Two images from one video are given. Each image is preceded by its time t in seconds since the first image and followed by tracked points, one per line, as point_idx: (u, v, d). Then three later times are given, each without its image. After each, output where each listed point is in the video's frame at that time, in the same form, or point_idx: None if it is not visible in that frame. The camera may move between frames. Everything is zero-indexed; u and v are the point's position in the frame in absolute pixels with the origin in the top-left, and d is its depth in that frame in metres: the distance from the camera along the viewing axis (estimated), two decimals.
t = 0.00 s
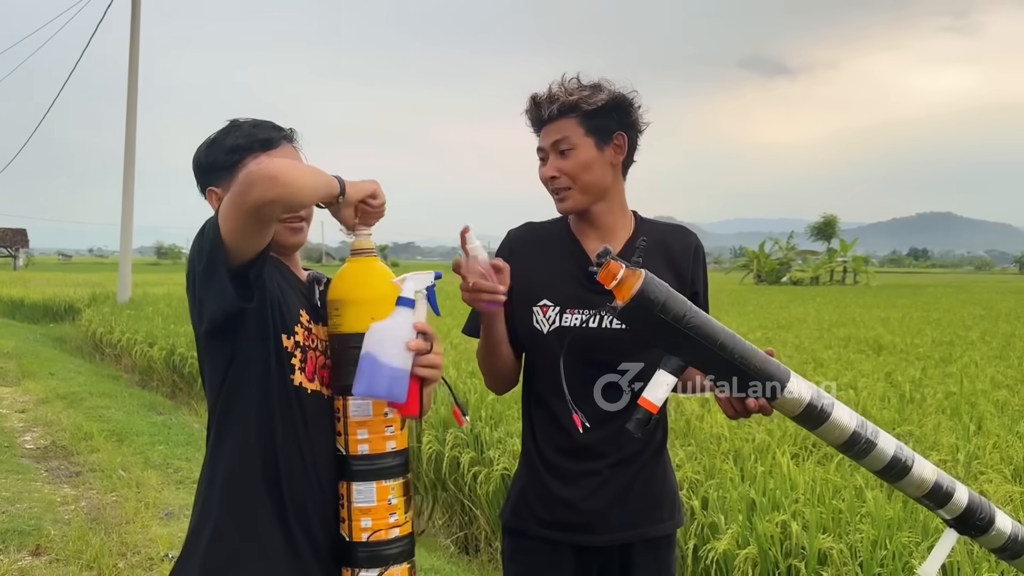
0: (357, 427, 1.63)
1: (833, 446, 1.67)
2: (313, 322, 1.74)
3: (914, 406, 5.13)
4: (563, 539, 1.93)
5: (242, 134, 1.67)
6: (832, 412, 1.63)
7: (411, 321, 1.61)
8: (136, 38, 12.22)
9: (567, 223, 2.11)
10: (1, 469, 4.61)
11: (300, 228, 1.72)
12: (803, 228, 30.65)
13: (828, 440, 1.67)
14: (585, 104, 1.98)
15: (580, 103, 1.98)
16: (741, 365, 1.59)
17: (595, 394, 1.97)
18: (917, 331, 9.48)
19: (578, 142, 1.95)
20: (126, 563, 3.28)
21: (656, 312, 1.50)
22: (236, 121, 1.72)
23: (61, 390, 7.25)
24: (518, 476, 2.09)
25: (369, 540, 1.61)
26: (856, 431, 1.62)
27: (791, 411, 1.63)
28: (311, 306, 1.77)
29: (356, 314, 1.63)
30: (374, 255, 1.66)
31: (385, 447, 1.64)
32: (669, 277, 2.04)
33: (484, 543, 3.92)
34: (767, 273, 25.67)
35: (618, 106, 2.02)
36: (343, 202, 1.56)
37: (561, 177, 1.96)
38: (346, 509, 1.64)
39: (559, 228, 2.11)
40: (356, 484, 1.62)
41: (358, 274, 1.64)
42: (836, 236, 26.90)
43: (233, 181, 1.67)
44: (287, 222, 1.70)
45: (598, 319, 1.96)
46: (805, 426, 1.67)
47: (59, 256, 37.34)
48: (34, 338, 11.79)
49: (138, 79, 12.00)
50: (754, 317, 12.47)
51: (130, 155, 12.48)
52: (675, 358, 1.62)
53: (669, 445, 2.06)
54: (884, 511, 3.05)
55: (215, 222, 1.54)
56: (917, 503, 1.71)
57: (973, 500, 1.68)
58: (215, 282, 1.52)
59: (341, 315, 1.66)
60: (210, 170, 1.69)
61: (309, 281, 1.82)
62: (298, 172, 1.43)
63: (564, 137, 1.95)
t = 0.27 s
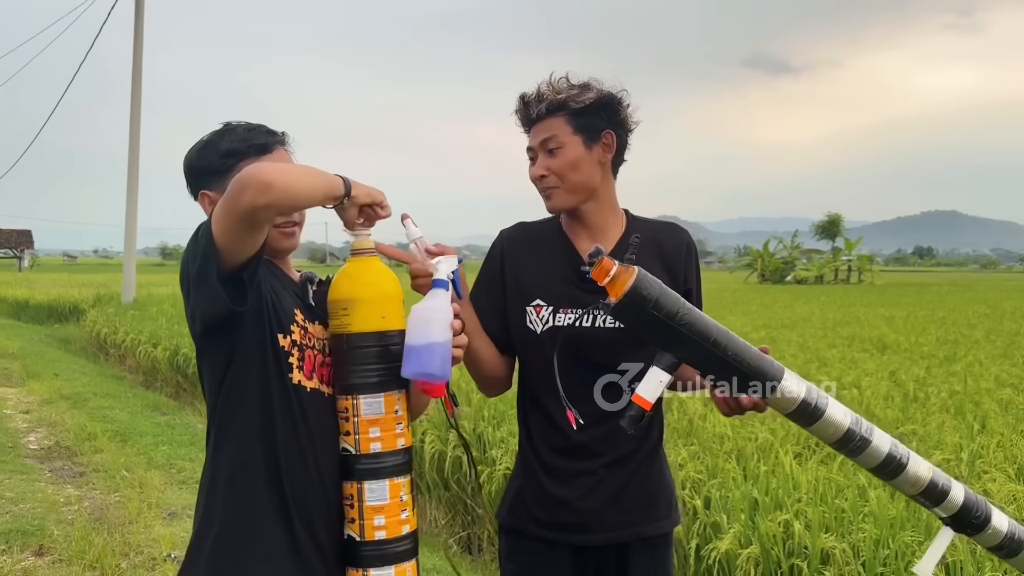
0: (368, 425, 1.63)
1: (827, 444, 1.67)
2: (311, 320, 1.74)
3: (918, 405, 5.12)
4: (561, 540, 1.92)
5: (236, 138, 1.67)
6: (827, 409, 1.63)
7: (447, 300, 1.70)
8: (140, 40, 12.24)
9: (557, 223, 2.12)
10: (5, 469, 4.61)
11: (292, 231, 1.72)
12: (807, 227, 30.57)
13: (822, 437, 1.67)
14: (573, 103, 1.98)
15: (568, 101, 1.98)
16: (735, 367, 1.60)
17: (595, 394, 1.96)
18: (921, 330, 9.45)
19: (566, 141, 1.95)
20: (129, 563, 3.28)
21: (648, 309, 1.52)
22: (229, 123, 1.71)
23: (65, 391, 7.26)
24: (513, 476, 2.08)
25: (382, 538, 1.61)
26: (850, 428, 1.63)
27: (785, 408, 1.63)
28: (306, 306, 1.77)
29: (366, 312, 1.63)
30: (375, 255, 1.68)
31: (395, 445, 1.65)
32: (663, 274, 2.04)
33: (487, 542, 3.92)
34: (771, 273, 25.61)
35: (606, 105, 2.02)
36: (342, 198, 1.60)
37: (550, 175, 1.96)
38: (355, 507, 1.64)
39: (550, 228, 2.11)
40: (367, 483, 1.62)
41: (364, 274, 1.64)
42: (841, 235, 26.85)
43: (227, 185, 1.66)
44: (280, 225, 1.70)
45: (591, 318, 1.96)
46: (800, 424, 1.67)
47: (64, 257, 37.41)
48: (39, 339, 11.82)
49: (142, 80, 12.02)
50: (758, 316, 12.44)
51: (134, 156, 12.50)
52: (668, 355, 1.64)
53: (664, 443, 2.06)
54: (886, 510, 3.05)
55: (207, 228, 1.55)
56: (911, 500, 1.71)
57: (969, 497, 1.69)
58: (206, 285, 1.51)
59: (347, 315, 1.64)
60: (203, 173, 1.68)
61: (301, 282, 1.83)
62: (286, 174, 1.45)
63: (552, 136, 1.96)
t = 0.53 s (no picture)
0: (363, 428, 1.63)
1: (820, 447, 1.66)
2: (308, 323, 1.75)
3: (925, 405, 5.10)
4: (558, 540, 1.92)
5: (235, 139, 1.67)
6: (819, 412, 1.62)
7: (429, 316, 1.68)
8: (147, 41, 12.28)
9: (554, 224, 2.11)
10: (13, 470, 4.63)
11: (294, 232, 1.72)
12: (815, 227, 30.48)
13: (815, 441, 1.66)
14: (568, 104, 1.97)
15: (563, 103, 1.97)
16: (731, 368, 1.59)
17: (595, 394, 1.95)
18: (929, 329, 9.41)
19: (560, 143, 1.94)
20: (134, 564, 3.29)
21: (640, 312, 1.51)
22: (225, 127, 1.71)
23: (73, 392, 7.29)
24: (512, 476, 2.08)
25: (378, 541, 1.61)
26: (844, 432, 1.62)
27: (778, 411, 1.63)
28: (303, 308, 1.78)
29: (361, 316, 1.64)
30: (366, 257, 1.67)
31: (390, 448, 1.65)
32: (658, 275, 2.03)
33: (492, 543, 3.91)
34: (779, 272, 25.54)
35: (601, 107, 2.02)
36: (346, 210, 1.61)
37: (544, 177, 1.96)
38: (350, 511, 1.63)
39: (546, 229, 2.11)
40: (362, 486, 1.62)
41: (360, 276, 1.65)
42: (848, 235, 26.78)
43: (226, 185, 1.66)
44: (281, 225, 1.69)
45: (586, 320, 1.95)
46: (794, 426, 1.66)
47: (72, 258, 37.54)
48: (47, 340, 11.88)
49: (150, 82, 12.06)
50: (766, 315, 12.40)
51: (141, 157, 12.54)
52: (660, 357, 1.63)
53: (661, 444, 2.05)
54: (892, 511, 3.04)
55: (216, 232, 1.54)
56: (907, 505, 1.70)
57: (965, 502, 1.68)
58: (213, 289, 1.51)
59: (341, 318, 1.65)
60: (199, 176, 1.68)
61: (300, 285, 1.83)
62: (296, 188, 1.45)
63: (546, 139, 1.95)
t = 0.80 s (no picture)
0: (357, 431, 1.64)
1: (822, 449, 1.66)
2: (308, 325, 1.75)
3: (936, 406, 5.07)
4: (560, 541, 1.92)
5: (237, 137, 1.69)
6: (822, 415, 1.61)
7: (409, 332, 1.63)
8: (158, 42, 12.33)
9: (554, 225, 2.11)
10: (24, 470, 4.66)
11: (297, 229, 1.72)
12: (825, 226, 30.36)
13: (817, 443, 1.65)
14: (566, 106, 1.97)
15: (561, 104, 1.97)
16: (732, 367, 1.59)
17: (595, 395, 1.95)
18: (940, 329, 9.36)
19: (558, 145, 1.94)
20: (143, 564, 3.30)
21: (641, 311, 1.51)
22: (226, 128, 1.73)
23: (83, 392, 7.33)
24: (514, 477, 2.08)
25: (373, 543, 1.62)
26: (846, 435, 1.61)
27: (779, 414, 1.62)
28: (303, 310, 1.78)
29: (355, 319, 1.63)
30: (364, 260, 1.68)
31: (386, 451, 1.65)
32: (660, 275, 2.03)
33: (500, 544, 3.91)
34: (789, 272, 25.44)
35: (601, 108, 2.01)
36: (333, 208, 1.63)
37: (543, 179, 1.96)
38: (347, 513, 1.64)
39: (547, 230, 2.11)
40: (357, 488, 1.63)
41: (356, 279, 1.64)
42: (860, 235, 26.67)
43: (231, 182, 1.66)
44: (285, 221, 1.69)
45: (589, 320, 1.95)
46: (795, 429, 1.65)
47: (84, 259, 37.73)
48: (58, 341, 11.95)
49: (160, 83, 12.11)
50: (776, 315, 12.35)
51: (152, 158, 12.60)
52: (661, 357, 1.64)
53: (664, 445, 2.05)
54: (901, 513, 3.02)
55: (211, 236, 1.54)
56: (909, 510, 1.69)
57: (967, 508, 1.68)
58: (215, 296, 1.52)
59: (336, 321, 1.65)
60: (202, 175, 1.68)
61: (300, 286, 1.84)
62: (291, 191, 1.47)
63: (545, 141, 1.95)
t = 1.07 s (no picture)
0: (371, 431, 1.63)
1: (827, 454, 1.65)
2: (310, 329, 1.75)
3: (949, 408, 5.04)
4: (565, 544, 1.92)
5: (241, 143, 1.67)
6: (826, 419, 1.61)
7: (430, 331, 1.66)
8: (172, 44, 12.40)
9: (558, 227, 2.11)
10: (38, 470, 4.70)
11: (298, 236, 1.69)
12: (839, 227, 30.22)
13: (823, 448, 1.65)
14: (570, 107, 1.97)
15: (564, 106, 1.97)
16: (733, 368, 1.59)
17: (595, 396, 1.96)
18: (955, 331, 9.30)
19: (563, 146, 1.94)
20: (155, 564, 3.32)
21: (645, 314, 1.51)
22: (232, 131, 1.71)
23: (97, 393, 7.38)
24: (520, 479, 2.09)
25: (389, 543, 1.62)
26: (852, 439, 1.61)
27: (783, 417, 1.62)
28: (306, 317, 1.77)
29: (370, 319, 1.63)
30: (377, 262, 1.70)
31: (400, 450, 1.65)
32: (665, 276, 2.02)
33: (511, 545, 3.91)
34: (803, 273, 25.35)
35: (603, 109, 2.01)
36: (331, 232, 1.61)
37: (549, 181, 1.96)
38: (360, 513, 1.64)
39: (550, 232, 2.11)
40: (372, 488, 1.63)
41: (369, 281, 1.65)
42: (873, 236, 26.54)
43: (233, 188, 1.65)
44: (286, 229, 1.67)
45: (593, 322, 1.95)
46: (800, 433, 1.65)
47: (99, 261, 37.98)
48: (73, 341, 12.03)
49: (174, 84, 12.18)
50: (789, 316, 12.31)
51: (166, 160, 12.68)
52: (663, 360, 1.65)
53: (670, 445, 2.04)
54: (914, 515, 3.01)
55: (203, 265, 1.53)
56: (916, 515, 1.69)
57: (975, 514, 1.67)
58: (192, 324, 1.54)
59: (350, 320, 1.65)
60: (205, 180, 1.67)
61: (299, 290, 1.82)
62: (275, 244, 1.46)
63: (547, 142, 1.95)
